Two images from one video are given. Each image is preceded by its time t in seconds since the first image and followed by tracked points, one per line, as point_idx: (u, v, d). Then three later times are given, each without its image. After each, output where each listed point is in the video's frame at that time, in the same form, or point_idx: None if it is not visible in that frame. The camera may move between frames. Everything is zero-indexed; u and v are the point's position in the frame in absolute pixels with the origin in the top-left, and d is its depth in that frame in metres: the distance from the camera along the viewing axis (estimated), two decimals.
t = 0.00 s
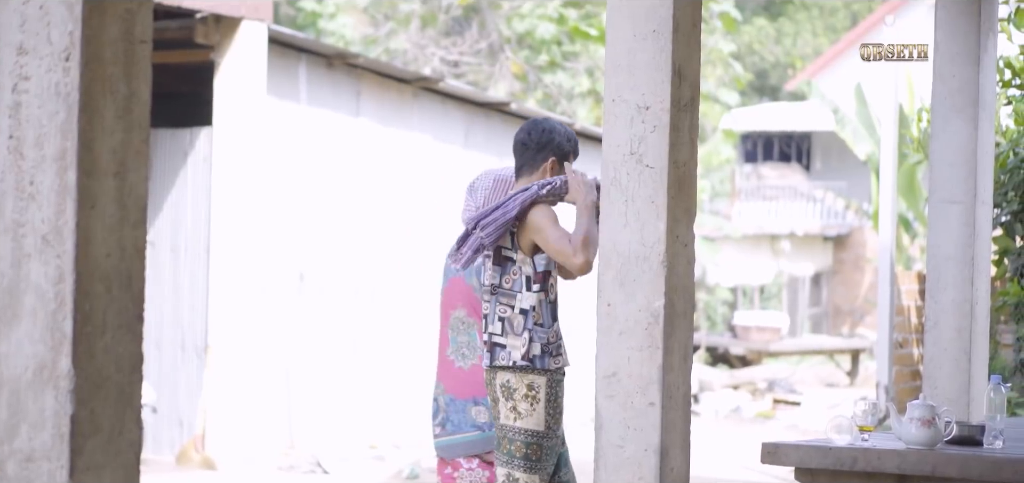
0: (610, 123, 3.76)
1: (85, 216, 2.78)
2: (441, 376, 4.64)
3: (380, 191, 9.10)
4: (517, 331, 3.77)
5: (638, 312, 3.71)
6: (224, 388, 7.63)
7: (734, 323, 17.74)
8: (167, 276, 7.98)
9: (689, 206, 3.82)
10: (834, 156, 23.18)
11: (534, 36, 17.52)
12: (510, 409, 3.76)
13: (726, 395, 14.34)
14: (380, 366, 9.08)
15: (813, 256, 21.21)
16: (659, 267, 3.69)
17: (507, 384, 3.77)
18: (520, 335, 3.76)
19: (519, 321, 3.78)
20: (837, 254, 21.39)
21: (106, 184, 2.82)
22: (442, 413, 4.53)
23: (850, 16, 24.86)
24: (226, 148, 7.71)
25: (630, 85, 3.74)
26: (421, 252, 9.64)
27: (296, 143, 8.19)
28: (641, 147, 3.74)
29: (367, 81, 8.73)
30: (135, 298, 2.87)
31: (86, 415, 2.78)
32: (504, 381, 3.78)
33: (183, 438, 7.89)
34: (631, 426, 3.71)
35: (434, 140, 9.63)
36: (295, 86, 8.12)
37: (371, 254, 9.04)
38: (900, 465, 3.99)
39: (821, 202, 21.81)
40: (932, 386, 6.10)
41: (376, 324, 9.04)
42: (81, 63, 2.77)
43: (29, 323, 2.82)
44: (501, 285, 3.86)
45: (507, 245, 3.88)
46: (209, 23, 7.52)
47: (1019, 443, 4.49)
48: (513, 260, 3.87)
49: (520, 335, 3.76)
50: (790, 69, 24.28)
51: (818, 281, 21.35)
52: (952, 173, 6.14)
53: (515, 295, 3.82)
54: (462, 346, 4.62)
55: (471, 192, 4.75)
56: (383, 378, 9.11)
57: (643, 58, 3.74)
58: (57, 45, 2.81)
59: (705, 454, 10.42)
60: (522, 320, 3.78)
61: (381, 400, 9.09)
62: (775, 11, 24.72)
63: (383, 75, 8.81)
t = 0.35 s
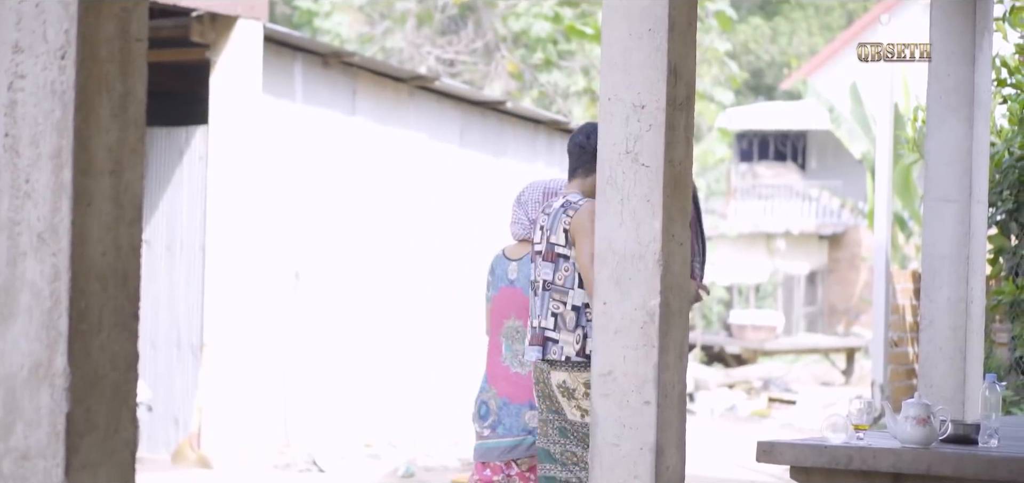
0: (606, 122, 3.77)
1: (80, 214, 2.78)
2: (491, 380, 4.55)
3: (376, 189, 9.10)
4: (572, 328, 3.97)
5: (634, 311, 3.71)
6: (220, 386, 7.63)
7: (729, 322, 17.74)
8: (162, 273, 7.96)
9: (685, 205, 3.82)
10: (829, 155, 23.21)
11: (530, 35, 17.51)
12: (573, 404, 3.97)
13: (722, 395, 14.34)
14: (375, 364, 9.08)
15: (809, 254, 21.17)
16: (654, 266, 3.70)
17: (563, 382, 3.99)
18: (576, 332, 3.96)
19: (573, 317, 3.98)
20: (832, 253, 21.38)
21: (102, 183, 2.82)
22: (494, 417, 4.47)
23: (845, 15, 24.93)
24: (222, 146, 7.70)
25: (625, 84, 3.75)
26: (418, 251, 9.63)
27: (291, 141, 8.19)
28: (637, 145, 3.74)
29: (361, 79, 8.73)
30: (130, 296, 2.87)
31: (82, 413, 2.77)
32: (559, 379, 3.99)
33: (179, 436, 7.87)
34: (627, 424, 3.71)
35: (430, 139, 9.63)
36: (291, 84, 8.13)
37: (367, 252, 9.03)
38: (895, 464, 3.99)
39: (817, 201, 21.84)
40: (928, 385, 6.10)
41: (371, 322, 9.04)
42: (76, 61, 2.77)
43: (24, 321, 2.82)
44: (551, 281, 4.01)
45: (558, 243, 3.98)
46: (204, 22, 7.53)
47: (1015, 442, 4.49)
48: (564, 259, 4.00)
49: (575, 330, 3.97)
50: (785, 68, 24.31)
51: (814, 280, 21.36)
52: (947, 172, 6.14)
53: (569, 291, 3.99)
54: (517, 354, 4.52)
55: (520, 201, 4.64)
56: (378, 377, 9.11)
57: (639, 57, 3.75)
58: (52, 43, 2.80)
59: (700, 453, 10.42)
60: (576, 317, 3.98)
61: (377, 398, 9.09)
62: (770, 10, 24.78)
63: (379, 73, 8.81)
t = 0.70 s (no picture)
0: (603, 121, 3.77)
1: (78, 212, 2.78)
2: (534, 368, 4.37)
3: (373, 189, 9.09)
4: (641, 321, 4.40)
5: (631, 310, 3.71)
6: (217, 385, 7.62)
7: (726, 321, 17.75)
8: (159, 273, 7.95)
9: (682, 204, 3.82)
10: (826, 155, 23.25)
11: (527, 35, 17.52)
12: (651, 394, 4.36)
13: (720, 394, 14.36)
14: (372, 364, 9.07)
15: (806, 254, 21.18)
16: (652, 264, 3.69)
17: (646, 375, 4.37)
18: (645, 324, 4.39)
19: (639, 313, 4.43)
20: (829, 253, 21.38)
21: (99, 181, 2.82)
22: (539, 406, 4.30)
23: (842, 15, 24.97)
24: (219, 145, 7.69)
25: (623, 83, 3.75)
26: (416, 251, 9.61)
27: (288, 141, 8.18)
28: (634, 144, 3.74)
29: (358, 79, 8.73)
30: (128, 294, 2.87)
31: (79, 411, 2.77)
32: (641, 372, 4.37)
33: (176, 436, 7.84)
34: (625, 422, 3.71)
35: (427, 139, 9.63)
36: (287, 84, 8.13)
37: (364, 252, 9.02)
38: (893, 463, 3.98)
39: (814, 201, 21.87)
40: (925, 385, 6.11)
41: (368, 322, 9.03)
42: (73, 59, 2.77)
43: (22, 320, 2.81)
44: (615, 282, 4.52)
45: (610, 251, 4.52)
46: (201, 22, 7.57)
47: (1012, 440, 4.50)
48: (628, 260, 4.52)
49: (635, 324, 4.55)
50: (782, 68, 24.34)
51: (811, 279, 21.38)
52: (945, 171, 6.15)
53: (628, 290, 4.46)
54: (562, 345, 4.33)
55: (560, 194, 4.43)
56: (375, 376, 9.10)
57: (637, 55, 3.74)
58: (49, 41, 2.80)
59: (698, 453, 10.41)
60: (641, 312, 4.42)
61: (374, 398, 9.08)
62: (767, 10, 24.83)
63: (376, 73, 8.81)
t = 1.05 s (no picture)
0: (600, 120, 3.77)
1: (74, 212, 2.77)
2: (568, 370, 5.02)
3: (369, 188, 9.08)
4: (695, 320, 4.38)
5: (627, 310, 3.71)
6: (213, 385, 7.61)
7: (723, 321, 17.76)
8: (155, 273, 7.93)
9: (678, 203, 3.82)
10: (823, 155, 23.29)
11: (524, 34, 17.53)
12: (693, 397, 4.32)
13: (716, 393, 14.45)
14: (369, 363, 9.06)
15: (803, 254, 21.25)
16: (648, 263, 3.69)
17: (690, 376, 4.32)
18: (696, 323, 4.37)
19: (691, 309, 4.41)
20: (826, 253, 21.36)
21: (95, 181, 2.81)
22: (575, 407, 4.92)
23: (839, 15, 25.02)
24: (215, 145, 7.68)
25: (619, 82, 3.75)
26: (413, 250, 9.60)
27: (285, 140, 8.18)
28: (630, 144, 3.74)
29: (355, 79, 8.72)
30: (124, 293, 2.86)
31: (74, 411, 2.76)
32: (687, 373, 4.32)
33: (172, 436, 7.83)
34: (621, 422, 3.70)
35: (424, 138, 9.63)
36: (284, 83, 8.12)
37: (361, 251, 9.01)
38: (889, 463, 3.98)
39: (811, 201, 21.89)
40: (922, 384, 6.11)
41: (365, 321, 9.02)
42: (70, 58, 2.76)
43: (17, 319, 2.81)
44: (703, 282, 4.41)
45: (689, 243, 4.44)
46: (198, 21, 7.50)
47: (1009, 440, 4.50)
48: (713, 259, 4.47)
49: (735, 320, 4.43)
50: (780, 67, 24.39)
51: (808, 279, 21.40)
52: (942, 170, 6.15)
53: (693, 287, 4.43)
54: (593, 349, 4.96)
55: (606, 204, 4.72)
56: (371, 376, 9.09)
57: (634, 55, 3.74)
58: (45, 39, 2.79)
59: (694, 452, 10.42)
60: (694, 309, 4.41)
61: (370, 398, 9.07)
62: (764, 10, 24.88)
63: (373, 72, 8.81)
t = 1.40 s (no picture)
0: (595, 121, 3.77)
1: (68, 213, 2.77)
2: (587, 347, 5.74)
3: (364, 187, 9.07)
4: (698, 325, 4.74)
5: (622, 310, 3.72)
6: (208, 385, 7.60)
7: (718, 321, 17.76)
8: (150, 273, 7.92)
9: (674, 203, 3.82)
10: (818, 154, 23.32)
11: (519, 34, 17.53)
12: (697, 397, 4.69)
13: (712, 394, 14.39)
14: (363, 363, 9.05)
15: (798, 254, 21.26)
16: (643, 263, 3.69)
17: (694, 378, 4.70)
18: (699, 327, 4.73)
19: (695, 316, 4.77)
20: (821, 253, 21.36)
21: (90, 181, 2.81)
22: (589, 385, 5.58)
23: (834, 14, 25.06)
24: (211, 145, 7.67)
25: (615, 82, 3.75)
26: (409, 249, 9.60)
27: (280, 139, 8.17)
28: (625, 144, 3.74)
29: (350, 79, 8.72)
30: (118, 294, 2.85)
31: (69, 412, 2.76)
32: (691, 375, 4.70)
33: (168, 437, 7.82)
34: (616, 423, 3.71)
35: (418, 138, 9.62)
36: (279, 83, 8.12)
37: (356, 250, 9.01)
38: (884, 463, 3.98)
39: (806, 200, 21.92)
40: (917, 384, 6.12)
41: (360, 320, 9.01)
42: (64, 58, 2.76)
43: (11, 319, 2.80)
44: (708, 285, 4.78)
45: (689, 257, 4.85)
46: (193, 21, 7.53)
47: (1003, 439, 4.51)
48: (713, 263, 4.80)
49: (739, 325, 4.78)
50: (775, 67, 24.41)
51: (804, 279, 21.42)
52: (937, 170, 6.15)
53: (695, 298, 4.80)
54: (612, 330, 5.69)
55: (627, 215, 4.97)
56: (366, 375, 9.08)
57: (628, 55, 3.74)
58: (39, 40, 2.79)
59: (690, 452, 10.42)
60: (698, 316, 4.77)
61: (365, 397, 9.06)
62: (760, 10, 24.91)
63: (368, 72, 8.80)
